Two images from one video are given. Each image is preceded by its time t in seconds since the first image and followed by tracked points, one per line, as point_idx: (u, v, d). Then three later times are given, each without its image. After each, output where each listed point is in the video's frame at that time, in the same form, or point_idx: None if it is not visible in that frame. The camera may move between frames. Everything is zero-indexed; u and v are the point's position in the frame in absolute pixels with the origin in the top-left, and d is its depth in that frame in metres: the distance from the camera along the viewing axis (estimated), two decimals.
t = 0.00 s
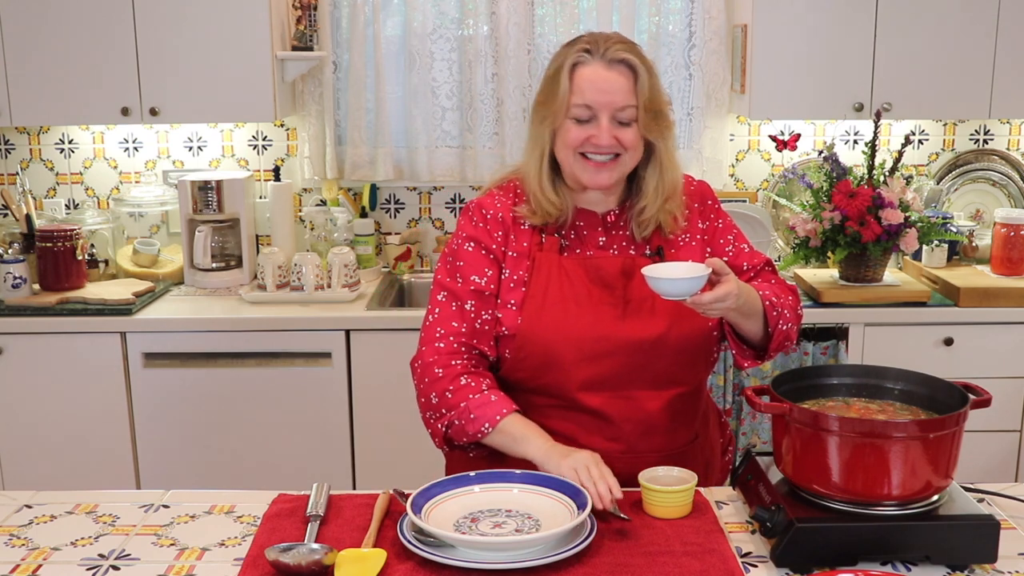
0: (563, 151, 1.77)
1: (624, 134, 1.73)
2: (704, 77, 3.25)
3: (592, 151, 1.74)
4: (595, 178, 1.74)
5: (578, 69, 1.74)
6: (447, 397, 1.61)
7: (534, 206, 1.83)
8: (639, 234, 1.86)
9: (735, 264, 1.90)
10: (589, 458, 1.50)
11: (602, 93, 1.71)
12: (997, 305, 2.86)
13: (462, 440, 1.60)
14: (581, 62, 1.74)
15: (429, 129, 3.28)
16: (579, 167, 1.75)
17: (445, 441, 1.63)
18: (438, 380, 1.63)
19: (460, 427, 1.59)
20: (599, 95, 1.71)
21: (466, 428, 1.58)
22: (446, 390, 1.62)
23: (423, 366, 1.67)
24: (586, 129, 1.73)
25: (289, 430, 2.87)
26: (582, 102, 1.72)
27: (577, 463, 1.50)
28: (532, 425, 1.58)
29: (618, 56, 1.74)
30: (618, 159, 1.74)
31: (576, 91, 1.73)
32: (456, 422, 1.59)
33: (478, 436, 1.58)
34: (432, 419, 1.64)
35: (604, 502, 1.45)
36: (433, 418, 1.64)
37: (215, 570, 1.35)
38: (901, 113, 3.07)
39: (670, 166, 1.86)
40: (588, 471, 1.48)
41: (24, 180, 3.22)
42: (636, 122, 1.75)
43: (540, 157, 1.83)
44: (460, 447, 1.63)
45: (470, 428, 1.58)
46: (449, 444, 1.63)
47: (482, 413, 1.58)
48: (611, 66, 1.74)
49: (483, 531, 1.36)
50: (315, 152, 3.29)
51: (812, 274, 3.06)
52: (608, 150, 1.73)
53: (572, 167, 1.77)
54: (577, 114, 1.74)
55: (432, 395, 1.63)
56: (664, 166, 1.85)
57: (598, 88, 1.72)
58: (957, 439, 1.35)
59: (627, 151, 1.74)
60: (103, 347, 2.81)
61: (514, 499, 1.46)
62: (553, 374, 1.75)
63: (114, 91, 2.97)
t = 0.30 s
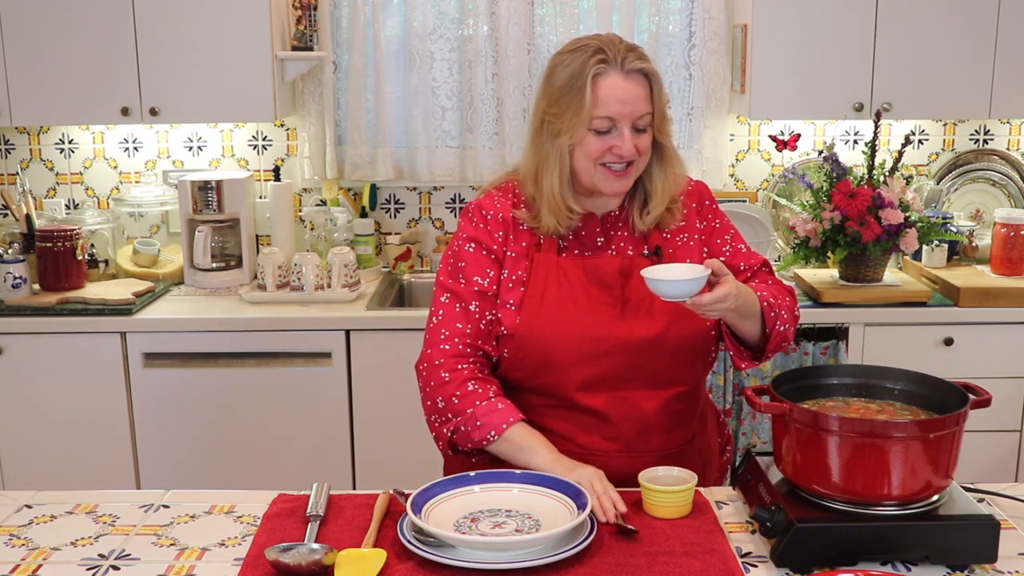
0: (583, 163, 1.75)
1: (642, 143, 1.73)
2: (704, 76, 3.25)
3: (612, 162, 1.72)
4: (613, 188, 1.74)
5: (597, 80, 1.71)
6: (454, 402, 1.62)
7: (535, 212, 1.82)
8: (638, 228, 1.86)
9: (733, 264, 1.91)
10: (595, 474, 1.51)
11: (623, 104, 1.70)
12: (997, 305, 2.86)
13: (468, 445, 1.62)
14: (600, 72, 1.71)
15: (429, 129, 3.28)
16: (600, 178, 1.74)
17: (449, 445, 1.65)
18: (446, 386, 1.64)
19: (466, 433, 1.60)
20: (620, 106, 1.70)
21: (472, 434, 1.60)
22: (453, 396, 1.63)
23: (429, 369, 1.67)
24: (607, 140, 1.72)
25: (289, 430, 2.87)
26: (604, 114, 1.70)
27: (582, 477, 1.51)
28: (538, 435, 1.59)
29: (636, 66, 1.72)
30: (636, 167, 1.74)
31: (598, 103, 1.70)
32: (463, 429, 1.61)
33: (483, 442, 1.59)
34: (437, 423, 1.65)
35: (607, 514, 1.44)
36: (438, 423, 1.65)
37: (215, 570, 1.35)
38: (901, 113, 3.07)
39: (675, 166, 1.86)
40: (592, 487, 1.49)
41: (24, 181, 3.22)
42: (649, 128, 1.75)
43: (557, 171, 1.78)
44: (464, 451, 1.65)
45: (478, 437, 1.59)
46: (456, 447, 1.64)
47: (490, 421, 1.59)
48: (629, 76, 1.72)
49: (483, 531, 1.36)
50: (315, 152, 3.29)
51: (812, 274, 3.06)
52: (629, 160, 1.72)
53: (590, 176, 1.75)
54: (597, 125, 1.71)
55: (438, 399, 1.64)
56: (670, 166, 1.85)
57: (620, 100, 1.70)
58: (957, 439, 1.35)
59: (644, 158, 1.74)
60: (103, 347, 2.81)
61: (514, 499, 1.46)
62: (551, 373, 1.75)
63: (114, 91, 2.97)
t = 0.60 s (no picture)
0: (584, 164, 1.75)
1: (643, 144, 1.73)
2: (704, 76, 3.25)
3: (615, 165, 1.72)
4: (614, 189, 1.74)
5: (600, 80, 1.71)
6: (458, 402, 1.62)
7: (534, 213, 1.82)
8: (636, 228, 1.86)
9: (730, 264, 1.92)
10: (598, 476, 1.51)
11: (625, 105, 1.70)
12: (997, 305, 2.86)
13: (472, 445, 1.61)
14: (603, 72, 1.71)
15: (429, 129, 3.28)
16: (602, 180, 1.74)
17: (452, 445, 1.64)
18: (450, 386, 1.63)
19: (471, 434, 1.60)
20: (622, 107, 1.70)
21: (477, 434, 1.59)
22: (456, 396, 1.62)
23: (430, 370, 1.67)
24: (609, 141, 1.72)
25: (289, 430, 2.87)
26: (607, 114, 1.70)
27: (585, 478, 1.51)
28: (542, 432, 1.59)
29: (638, 66, 1.72)
30: (636, 168, 1.74)
31: (600, 103, 1.70)
32: (467, 428, 1.60)
33: (486, 442, 1.59)
34: (440, 423, 1.65)
35: (608, 515, 1.44)
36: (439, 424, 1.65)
37: (215, 570, 1.35)
38: (901, 113, 3.07)
39: (673, 167, 1.87)
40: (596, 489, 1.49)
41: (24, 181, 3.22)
42: (649, 129, 1.76)
43: (558, 171, 1.78)
44: (468, 451, 1.65)
45: (484, 437, 1.59)
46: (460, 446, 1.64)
47: (495, 420, 1.58)
48: (631, 76, 1.72)
49: (483, 531, 1.36)
50: (315, 153, 3.29)
51: (812, 274, 3.06)
52: (630, 161, 1.72)
53: (591, 177, 1.75)
54: (599, 126, 1.72)
55: (441, 400, 1.64)
56: (668, 166, 1.86)
57: (622, 100, 1.70)
58: (958, 439, 1.34)
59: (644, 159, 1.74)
60: (103, 347, 2.81)
61: (514, 499, 1.46)
62: (550, 373, 1.75)
63: (114, 91, 2.97)
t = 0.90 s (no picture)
0: (580, 159, 1.75)
1: (637, 140, 1.73)
2: (704, 76, 3.25)
3: (609, 160, 1.71)
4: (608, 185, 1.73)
5: (593, 75, 1.72)
6: (438, 367, 1.53)
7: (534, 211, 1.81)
8: (632, 226, 1.86)
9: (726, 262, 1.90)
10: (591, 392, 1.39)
11: (619, 99, 1.70)
12: (997, 305, 2.86)
13: (463, 405, 1.51)
14: (596, 67, 1.72)
15: (429, 129, 3.28)
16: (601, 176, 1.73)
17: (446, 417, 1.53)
18: (428, 357, 1.55)
19: (459, 391, 1.50)
20: (616, 101, 1.70)
21: (465, 389, 1.50)
22: (435, 362, 1.53)
23: (408, 352, 1.57)
24: (603, 136, 1.71)
25: (289, 430, 2.87)
26: (601, 108, 1.70)
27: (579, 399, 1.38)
28: (519, 356, 1.48)
29: (632, 62, 1.73)
30: (632, 165, 1.73)
31: (594, 98, 1.71)
32: (453, 389, 1.50)
33: (477, 393, 1.50)
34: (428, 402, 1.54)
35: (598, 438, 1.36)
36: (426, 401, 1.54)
37: (215, 571, 1.35)
38: (901, 113, 3.07)
39: (669, 165, 1.87)
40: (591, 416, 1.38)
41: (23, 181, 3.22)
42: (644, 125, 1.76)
43: (554, 166, 1.78)
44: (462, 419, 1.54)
45: (468, 387, 1.50)
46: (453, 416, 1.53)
47: (476, 366, 1.50)
48: (625, 72, 1.73)
49: (483, 531, 1.36)
50: (315, 153, 3.30)
51: (812, 274, 3.06)
52: (626, 156, 1.71)
53: (587, 173, 1.74)
54: (593, 120, 1.72)
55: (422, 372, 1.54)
56: (664, 165, 1.87)
57: (617, 95, 1.70)
58: (957, 439, 1.34)
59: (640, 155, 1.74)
60: (103, 347, 2.81)
61: (514, 499, 1.46)
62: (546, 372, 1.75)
63: (114, 91, 2.97)
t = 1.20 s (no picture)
0: (561, 154, 1.74)
1: (618, 136, 1.73)
2: (704, 76, 3.25)
3: (589, 155, 1.71)
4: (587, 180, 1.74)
5: (574, 70, 1.73)
6: (420, 308, 1.58)
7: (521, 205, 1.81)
8: (624, 226, 1.85)
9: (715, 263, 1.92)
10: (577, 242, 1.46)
11: (598, 94, 1.70)
12: (997, 305, 2.86)
13: (454, 332, 1.54)
14: (577, 62, 1.73)
15: (429, 129, 3.28)
16: (578, 171, 1.74)
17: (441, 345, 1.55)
18: (410, 307, 1.60)
19: (447, 312, 1.53)
20: (596, 96, 1.70)
21: (451, 307, 1.53)
22: (418, 304, 1.59)
23: (399, 309, 1.62)
24: (583, 130, 1.71)
25: (290, 429, 2.87)
26: (580, 103, 1.71)
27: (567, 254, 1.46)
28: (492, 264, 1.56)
29: (613, 58, 1.74)
30: (612, 161, 1.73)
31: (573, 93, 1.71)
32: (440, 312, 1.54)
33: (466, 309, 1.53)
34: (419, 350, 1.58)
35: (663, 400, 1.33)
36: (416, 360, 1.60)
37: (215, 571, 1.35)
38: (901, 113, 3.07)
39: (657, 165, 1.87)
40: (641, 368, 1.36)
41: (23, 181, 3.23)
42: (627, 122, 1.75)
43: (535, 160, 1.78)
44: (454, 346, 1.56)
45: (454, 304, 1.53)
46: (446, 345, 1.55)
47: (457, 286, 1.54)
48: (606, 67, 1.74)
49: (484, 531, 1.36)
50: (315, 152, 3.30)
51: (812, 274, 3.06)
52: (605, 152, 1.71)
53: (567, 167, 1.75)
54: (573, 115, 1.72)
55: (408, 320, 1.58)
56: (652, 164, 1.86)
57: (596, 89, 1.70)
58: (958, 439, 1.34)
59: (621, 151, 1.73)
60: (104, 347, 2.81)
61: (514, 499, 1.46)
62: (535, 368, 1.74)
63: (114, 91, 2.97)
